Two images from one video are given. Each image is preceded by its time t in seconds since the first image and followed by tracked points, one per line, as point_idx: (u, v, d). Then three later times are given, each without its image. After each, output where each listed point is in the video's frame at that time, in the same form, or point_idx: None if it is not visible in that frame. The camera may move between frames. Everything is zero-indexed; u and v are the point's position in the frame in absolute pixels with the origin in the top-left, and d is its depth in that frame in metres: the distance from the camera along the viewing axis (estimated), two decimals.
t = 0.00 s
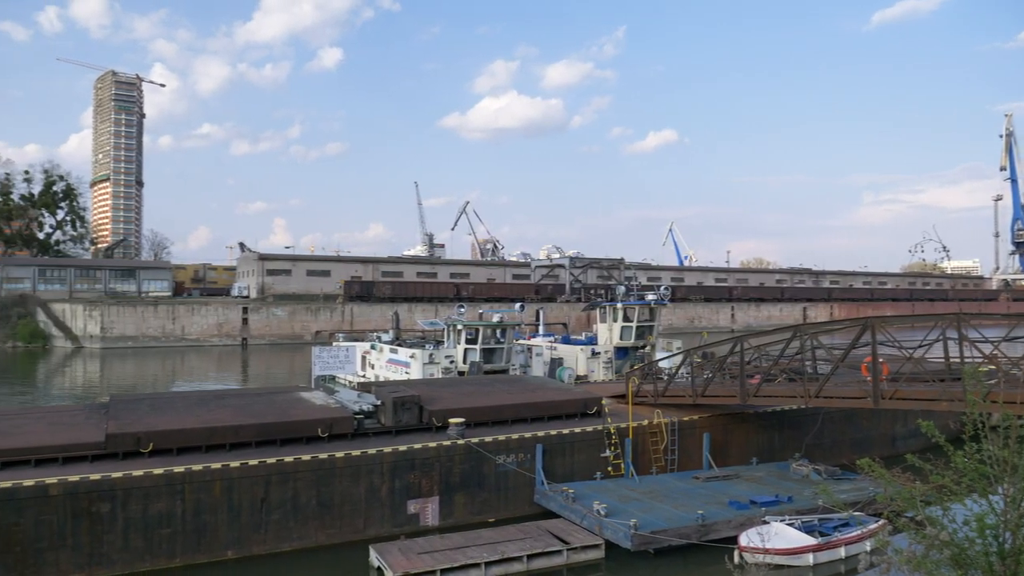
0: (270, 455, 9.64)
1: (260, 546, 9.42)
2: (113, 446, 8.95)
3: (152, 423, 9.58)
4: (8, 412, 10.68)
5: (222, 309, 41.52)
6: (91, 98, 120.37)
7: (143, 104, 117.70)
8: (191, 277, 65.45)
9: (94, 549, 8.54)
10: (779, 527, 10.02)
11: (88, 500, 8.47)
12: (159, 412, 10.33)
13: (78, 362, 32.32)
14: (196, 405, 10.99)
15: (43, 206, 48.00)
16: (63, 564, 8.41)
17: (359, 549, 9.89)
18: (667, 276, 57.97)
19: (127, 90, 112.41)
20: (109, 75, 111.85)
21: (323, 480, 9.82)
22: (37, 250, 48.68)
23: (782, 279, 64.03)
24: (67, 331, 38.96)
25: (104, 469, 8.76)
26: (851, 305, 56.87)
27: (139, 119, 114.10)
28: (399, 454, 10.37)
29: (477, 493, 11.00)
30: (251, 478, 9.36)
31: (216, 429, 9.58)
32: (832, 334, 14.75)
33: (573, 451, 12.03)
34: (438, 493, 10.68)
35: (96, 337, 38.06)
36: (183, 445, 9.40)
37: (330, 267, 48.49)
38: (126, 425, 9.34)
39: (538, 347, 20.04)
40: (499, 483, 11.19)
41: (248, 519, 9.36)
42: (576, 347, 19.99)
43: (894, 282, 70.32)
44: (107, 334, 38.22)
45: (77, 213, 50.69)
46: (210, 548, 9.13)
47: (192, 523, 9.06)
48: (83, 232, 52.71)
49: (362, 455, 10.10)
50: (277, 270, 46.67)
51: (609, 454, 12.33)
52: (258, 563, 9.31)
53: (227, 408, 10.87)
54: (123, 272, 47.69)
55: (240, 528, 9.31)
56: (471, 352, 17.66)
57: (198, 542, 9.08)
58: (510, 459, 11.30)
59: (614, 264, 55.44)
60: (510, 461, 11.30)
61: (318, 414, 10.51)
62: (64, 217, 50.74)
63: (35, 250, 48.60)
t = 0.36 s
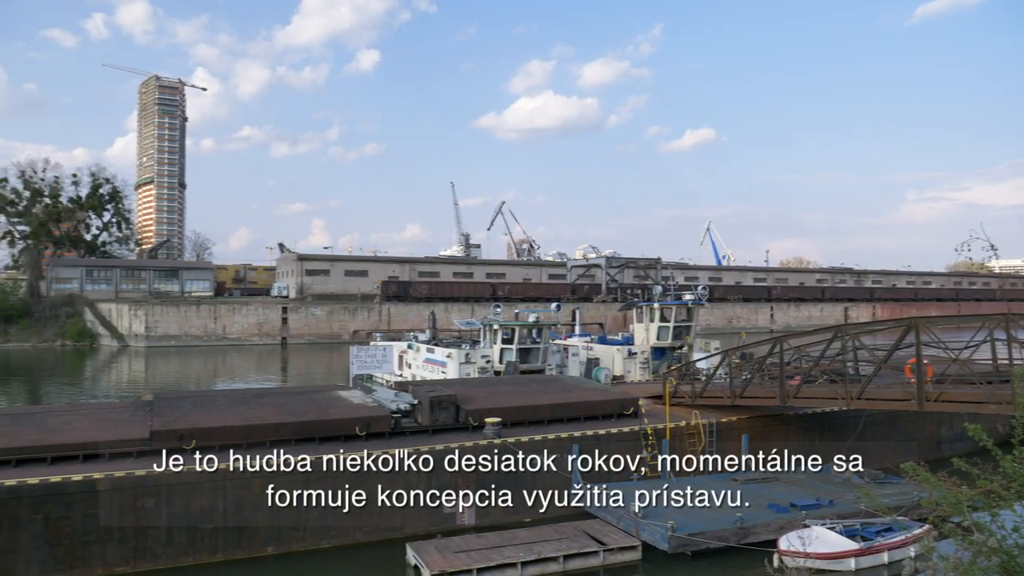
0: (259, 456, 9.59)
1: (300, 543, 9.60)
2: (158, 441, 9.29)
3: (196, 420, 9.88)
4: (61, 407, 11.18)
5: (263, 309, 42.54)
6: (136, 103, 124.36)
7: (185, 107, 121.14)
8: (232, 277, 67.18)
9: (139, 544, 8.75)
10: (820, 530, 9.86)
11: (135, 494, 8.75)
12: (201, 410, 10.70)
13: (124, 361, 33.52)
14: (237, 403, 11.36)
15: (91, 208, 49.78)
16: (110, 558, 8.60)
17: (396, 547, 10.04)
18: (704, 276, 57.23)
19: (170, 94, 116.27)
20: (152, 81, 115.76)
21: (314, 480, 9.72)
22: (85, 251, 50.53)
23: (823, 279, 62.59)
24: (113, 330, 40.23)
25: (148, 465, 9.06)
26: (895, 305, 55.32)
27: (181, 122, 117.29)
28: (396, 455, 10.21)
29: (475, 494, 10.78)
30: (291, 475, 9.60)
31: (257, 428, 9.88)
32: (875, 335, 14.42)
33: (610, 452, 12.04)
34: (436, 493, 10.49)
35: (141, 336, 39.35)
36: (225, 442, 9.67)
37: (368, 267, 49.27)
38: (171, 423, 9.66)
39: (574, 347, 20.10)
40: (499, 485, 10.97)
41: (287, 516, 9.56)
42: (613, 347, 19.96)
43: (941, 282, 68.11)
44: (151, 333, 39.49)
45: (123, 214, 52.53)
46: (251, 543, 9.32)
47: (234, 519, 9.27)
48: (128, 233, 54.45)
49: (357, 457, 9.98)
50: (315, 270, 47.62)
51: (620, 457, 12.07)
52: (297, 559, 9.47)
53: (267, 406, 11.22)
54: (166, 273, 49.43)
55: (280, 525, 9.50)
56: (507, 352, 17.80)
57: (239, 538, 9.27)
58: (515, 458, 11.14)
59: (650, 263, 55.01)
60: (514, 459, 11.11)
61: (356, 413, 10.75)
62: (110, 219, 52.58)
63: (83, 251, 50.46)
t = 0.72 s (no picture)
0: (259, 456, 9.60)
1: (344, 540, 9.77)
2: (206, 438, 9.62)
3: (243, 418, 10.25)
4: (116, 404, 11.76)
5: (307, 309, 43.57)
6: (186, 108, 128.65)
7: (231, 112, 124.82)
8: (277, 277, 68.95)
9: (188, 538, 9.03)
10: (868, 536, 9.64)
11: (184, 489, 9.06)
12: (248, 408, 11.11)
13: (173, 359, 34.78)
14: (282, 402, 11.75)
15: (142, 211, 51.67)
16: (160, 551, 8.89)
17: (438, 544, 10.12)
18: (748, 275, 56.18)
19: (217, 98, 119.95)
20: (201, 85, 119.54)
21: (314, 480, 9.68)
22: (137, 252, 52.50)
23: (871, 279, 60.75)
24: (163, 329, 41.73)
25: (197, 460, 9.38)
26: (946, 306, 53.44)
27: (228, 125, 120.74)
28: (424, 455, 10.29)
29: (474, 494, 10.57)
30: (335, 473, 9.78)
31: (301, 425, 10.17)
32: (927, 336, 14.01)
33: (651, 453, 12.02)
34: (436, 493, 10.30)
35: (190, 335, 40.81)
36: (271, 440, 10.03)
37: (409, 267, 49.99)
38: (218, 420, 10.03)
39: (616, 347, 20.05)
40: (499, 486, 10.75)
41: (331, 513, 9.73)
42: (655, 348, 19.84)
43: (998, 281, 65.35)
44: (199, 332, 40.98)
45: (172, 216, 54.47)
46: (296, 539, 9.51)
47: (279, 515, 9.49)
48: (177, 234, 56.31)
49: (357, 457, 9.92)
50: (358, 271, 48.57)
51: (621, 456, 11.56)
52: (341, 555, 9.63)
53: (312, 404, 11.57)
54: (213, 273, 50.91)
55: (324, 521, 9.69)
56: (548, 352, 17.89)
57: (284, 533, 9.48)
58: (515, 457, 10.92)
59: (693, 263, 54.30)
60: (514, 459, 10.87)
61: (398, 412, 10.98)
62: (161, 221, 54.51)
63: (135, 251, 52.43)
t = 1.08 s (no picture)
0: (259, 456, 9.57)
1: (383, 538, 9.95)
2: (250, 435, 9.84)
3: (285, 416, 10.56)
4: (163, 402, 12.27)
5: (347, 308, 44.42)
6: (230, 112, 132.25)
7: (274, 115, 127.95)
8: (318, 278, 70.46)
9: (231, 534, 9.27)
10: (914, 543, 9.37)
11: (227, 485, 9.28)
12: (290, 407, 11.46)
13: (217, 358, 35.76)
14: (323, 400, 12.10)
15: (187, 213, 53.38)
16: (205, 546, 9.15)
17: (474, 544, 10.25)
18: (790, 275, 55.06)
19: (260, 102, 123.18)
20: (244, 90, 122.99)
21: (314, 480, 9.64)
22: (182, 252, 54.24)
23: (917, 279, 58.87)
24: (208, 328, 43.05)
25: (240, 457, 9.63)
26: (996, 307, 51.71)
27: (270, 128, 123.78)
28: (463, 455, 10.37)
29: (474, 494, 10.42)
30: (375, 472, 9.92)
31: (341, 424, 10.35)
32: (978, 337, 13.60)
33: (691, 455, 11.95)
34: (436, 493, 10.19)
35: (233, 334, 42.06)
36: (313, 438, 10.23)
37: (448, 267, 50.54)
38: (261, 418, 10.31)
39: (655, 347, 19.96)
40: (499, 485, 10.58)
41: (371, 511, 9.90)
42: (695, 348, 19.69)
43: None
44: (242, 331, 42.22)
45: (217, 218, 56.19)
46: (336, 537, 9.72)
47: (320, 513, 9.67)
48: (220, 235, 57.98)
49: (356, 457, 9.86)
50: (397, 271, 49.30)
51: (622, 457, 11.40)
52: (380, 553, 9.81)
53: (351, 403, 11.89)
54: (256, 273, 52.76)
55: (365, 519, 9.87)
56: (587, 352, 17.93)
57: (326, 530, 9.69)
58: (515, 457, 10.71)
59: (734, 262, 53.49)
60: (515, 458, 10.66)
61: (437, 411, 11.15)
62: (206, 222, 56.22)
63: (180, 252, 54.16)
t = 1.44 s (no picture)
0: (259, 456, 9.58)
1: (421, 536, 10.08)
2: (289, 434, 10.14)
3: (325, 415, 10.84)
4: (205, 400, 12.72)
5: (384, 308, 45.11)
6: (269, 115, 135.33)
7: (312, 117, 130.59)
8: (356, 278, 71.70)
9: (271, 530, 9.47)
10: (960, 548, 9.15)
11: (266, 481, 9.46)
12: (331, 405, 11.80)
13: (257, 357, 36.68)
14: (362, 399, 12.42)
15: (228, 214, 54.88)
16: (245, 542, 9.36)
17: (509, 544, 10.36)
18: (831, 275, 53.85)
19: (298, 104, 125.87)
20: (284, 92, 125.94)
21: (314, 481, 9.63)
22: (223, 253, 55.79)
23: (965, 279, 56.97)
24: (248, 328, 44.21)
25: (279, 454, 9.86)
26: None
27: (308, 130, 126.33)
28: (499, 455, 10.43)
29: (474, 494, 10.32)
30: (411, 471, 10.04)
31: (377, 422, 10.51)
32: None
33: (729, 457, 11.86)
34: (436, 493, 10.12)
35: (273, 333, 43.15)
36: (350, 436, 10.42)
37: (484, 267, 50.94)
38: (301, 417, 10.55)
39: (692, 348, 19.87)
40: (499, 485, 10.44)
41: (408, 510, 10.04)
42: (733, 349, 19.51)
43: None
44: (282, 330, 43.28)
45: (257, 219, 57.65)
46: (373, 535, 9.86)
47: (358, 511, 9.83)
48: (260, 236, 59.44)
49: (356, 457, 9.82)
50: (434, 271, 49.85)
51: (621, 456, 11.14)
52: (417, 551, 9.94)
53: (390, 402, 12.21)
54: (295, 274, 54.02)
55: (402, 518, 10.01)
56: (623, 352, 17.95)
57: (363, 528, 9.84)
58: (515, 456, 10.53)
59: (773, 262, 52.59)
60: (514, 458, 10.49)
61: (473, 411, 11.30)
62: (247, 224, 57.74)
63: (221, 253, 55.72)
